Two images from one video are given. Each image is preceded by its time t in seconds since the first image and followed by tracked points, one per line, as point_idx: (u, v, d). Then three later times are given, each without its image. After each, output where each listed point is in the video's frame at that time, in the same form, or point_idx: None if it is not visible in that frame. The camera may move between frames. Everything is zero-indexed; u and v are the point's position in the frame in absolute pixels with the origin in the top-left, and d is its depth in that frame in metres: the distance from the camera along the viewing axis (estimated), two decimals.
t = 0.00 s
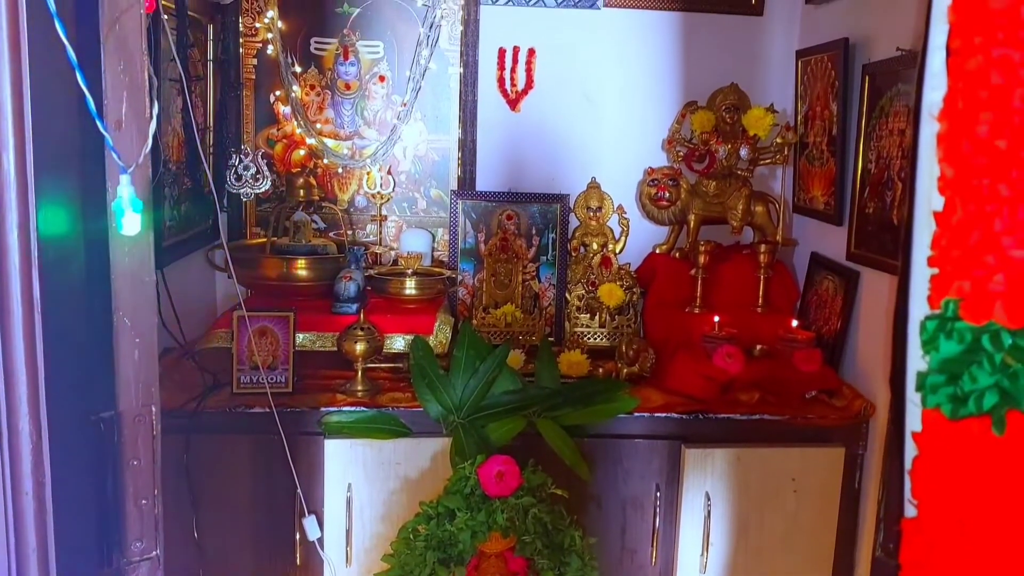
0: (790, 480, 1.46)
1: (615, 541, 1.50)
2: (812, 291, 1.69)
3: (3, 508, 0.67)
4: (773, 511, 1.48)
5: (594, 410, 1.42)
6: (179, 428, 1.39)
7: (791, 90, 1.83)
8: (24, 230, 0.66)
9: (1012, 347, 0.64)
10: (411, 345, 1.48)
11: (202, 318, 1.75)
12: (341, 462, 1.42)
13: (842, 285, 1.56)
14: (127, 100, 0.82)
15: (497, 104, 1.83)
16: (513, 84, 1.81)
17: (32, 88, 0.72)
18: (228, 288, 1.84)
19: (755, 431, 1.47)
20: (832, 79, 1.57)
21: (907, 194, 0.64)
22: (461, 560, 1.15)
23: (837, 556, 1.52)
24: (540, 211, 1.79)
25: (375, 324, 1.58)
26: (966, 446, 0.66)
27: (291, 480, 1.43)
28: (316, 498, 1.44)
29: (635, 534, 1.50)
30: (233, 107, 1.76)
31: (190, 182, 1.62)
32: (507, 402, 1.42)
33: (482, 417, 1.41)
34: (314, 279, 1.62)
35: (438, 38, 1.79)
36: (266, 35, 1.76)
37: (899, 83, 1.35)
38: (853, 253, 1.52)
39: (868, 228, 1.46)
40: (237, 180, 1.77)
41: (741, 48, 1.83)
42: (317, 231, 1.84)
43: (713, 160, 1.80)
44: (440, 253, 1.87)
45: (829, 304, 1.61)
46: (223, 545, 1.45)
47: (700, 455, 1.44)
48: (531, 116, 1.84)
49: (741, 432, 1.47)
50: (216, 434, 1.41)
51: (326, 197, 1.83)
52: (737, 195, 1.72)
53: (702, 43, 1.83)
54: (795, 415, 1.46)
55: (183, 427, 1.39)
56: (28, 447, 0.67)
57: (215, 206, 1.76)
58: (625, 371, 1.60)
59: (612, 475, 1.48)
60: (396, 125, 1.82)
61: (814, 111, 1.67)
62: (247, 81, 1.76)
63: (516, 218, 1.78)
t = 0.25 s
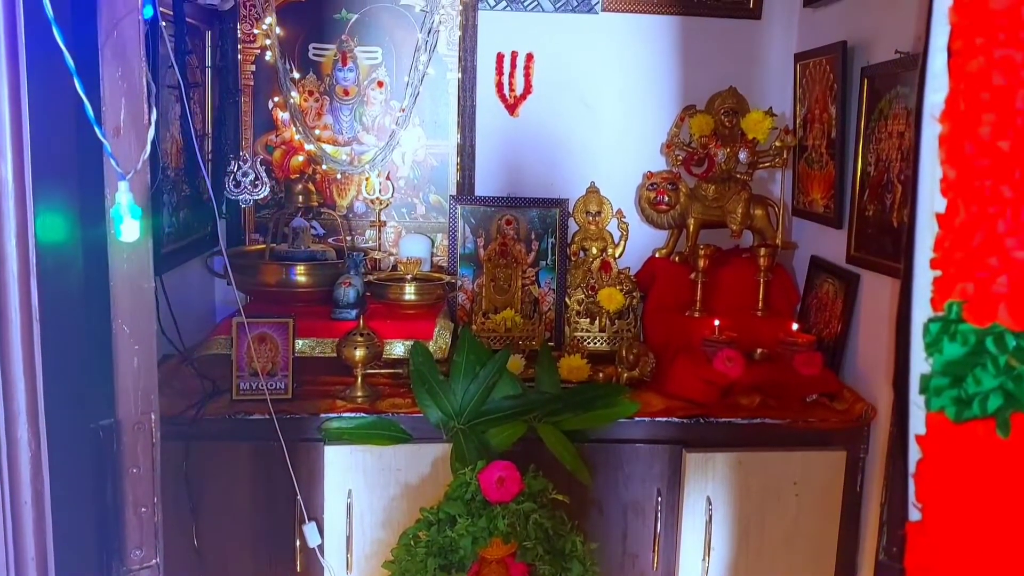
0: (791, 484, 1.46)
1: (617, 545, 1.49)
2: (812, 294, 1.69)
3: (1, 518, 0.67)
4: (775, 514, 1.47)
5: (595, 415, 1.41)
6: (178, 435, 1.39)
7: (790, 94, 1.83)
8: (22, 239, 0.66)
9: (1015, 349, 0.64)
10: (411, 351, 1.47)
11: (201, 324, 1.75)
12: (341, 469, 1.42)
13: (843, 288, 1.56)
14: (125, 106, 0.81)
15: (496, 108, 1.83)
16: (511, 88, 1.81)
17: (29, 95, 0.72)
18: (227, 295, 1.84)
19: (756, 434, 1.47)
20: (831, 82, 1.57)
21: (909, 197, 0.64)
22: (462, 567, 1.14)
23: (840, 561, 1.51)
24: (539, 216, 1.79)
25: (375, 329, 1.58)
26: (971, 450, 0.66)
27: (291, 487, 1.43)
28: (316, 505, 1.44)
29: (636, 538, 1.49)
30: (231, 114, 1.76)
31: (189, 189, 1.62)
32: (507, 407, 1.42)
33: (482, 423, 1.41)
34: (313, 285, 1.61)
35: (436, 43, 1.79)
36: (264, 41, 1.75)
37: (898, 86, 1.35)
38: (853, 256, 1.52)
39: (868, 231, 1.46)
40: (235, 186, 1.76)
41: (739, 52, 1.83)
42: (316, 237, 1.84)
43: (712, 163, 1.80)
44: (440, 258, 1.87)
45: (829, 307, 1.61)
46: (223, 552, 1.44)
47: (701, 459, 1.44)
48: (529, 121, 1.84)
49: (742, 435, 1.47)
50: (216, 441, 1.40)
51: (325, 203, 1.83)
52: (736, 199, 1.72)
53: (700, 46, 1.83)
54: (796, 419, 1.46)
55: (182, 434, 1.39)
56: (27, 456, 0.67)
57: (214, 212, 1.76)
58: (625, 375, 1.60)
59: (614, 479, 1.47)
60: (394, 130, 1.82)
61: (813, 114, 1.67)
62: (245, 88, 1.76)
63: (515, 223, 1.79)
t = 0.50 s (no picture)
0: (790, 486, 1.46)
1: (616, 547, 1.49)
2: (812, 296, 1.69)
3: None
4: (775, 516, 1.47)
5: (595, 416, 1.41)
6: (177, 435, 1.39)
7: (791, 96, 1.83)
8: (20, 237, 0.66)
9: (1019, 351, 0.64)
10: (410, 352, 1.47)
11: (200, 325, 1.75)
12: (340, 469, 1.41)
13: (843, 291, 1.56)
14: (124, 105, 0.81)
15: (496, 110, 1.82)
16: (512, 89, 1.81)
17: (28, 93, 0.72)
18: (226, 295, 1.84)
19: (756, 436, 1.47)
20: (832, 84, 1.57)
21: (913, 197, 0.65)
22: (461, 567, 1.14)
23: (839, 562, 1.52)
24: (538, 217, 1.79)
25: (374, 330, 1.58)
26: (972, 451, 0.66)
27: (290, 487, 1.42)
28: (315, 505, 1.43)
29: (635, 540, 1.49)
30: (231, 114, 1.76)
31: (188, 189, 1.62)
32: (506, 408, 1.41)
33: (481, 424, 1.40)
34: (313, 286, 1.61)
35: (436, 44, 1.79)
36: (264, 41, 1.75)
37: (899, 88, 1.35)
38: (853, 258, 1.52)
39: (868, 233, 1.46)
40: (235, 187, 1.76)
41: (739, 53, 1.83)
42: (316, 237, 1.83)
43: (713, 165, 1.80)
44: (439, 259, 1.87)
45: (829, 310, 1.61)
46: (222, 553, 1.44)
47: (700, 461, 1.44)
48: (529, 122, 1.83)
49: (742, 438, 1.47)
50: (215, 441, 1.40)
51: (325, 203, 1.83)
52: (736, 201, 1.72)
53: (701, 48, 1.83)
54: (797, 421, 1.46)
55: (181, 434, 1.39)
56: (25, 456, 0.67)
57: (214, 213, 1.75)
58: (624, 377, 1.59)
59: (613, 481, 1.47)
60: (394, 131, 1.82)
61: (814, 116, 1.67)
62: (245, 88, 1.76)
63: (515, 225, 1.79)
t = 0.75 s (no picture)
0: (793, 485, 1.46)
1: (619, 547, 1.49)
2: (814, 295, 1.69)
3: (4, 520, 0.67)
4: (777, 515, 1.47)
5: (597, 416, 1.41)
6: (179, 438, 1.39)
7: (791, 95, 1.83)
8: (23, 238, 0.66)
9: None
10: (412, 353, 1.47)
11: (202, 328, 1.75)
12: (343, 471, 1.41)
13: (845, 290, 1.56)
14: (126, 108, 0.81)
15: (496, 110, 1.82)
16: (511, 90, 1.81)
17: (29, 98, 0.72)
18: (227, 298, 1.84)
19: (758, 436, 1.47)
20: (832, 83, 1.57)
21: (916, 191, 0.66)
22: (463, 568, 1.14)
23: (842, 560, 1.52)
24: (538, 218, 1.80)
25: (376, 333, 1.58)
26: (975, 448, 0.66)
27: (292, 489, 1.43)
28: (318, 507, 1.43)
29: (638, 539, 1.49)
30: (231, 117, 1.76)
31: (189, 192, 1.62)
32: (506, 409, 1.42)
33: (482, 425, 1.40)
34: (314, 288, 1.61)
35: (436, 46, 1.79)
36: (263, 45, 1.75)
37: (899, 86, 1.36)
38: (857, 256, 1.51)
39: (869, 231, 1.46)
40: (235, 190, 1.73)
41: (738, 53, 1.83)
42: (316, 240, 1.83)
43: (713, 164, 1.80)
44: (440, 261, 1.87)
45: (830, 309, 1.61)
46: (226, 555, 1.44)
47: (702, 461, 1.44)
48: (529, 123, 1.84)
49: (744, 437, 1.47)
50: (217, 444, 1.40)
51: (325, 206, 1.83)
52: (736, 200, 1.72)
53: (700, 48, 1.83)
54: (799, 420, 1.46)
55: (183, 437, 1.39)
56: (29, 457, 0.67)
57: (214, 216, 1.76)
58: (626, 377, 1.59)
59: (615, 481, 1.47)
60: (394, 133, 1.82)
61: (814, 115, 1.67)
62: (245, 91, 1.76)
63: (515, 226, 1.79)
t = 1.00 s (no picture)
0: (791, 484, 1.46)
1: (618, 545, 1.49)
2: (813, 294, 1.69)
3: (6, 513, 0.67)
4: (777, 513, 1.47)
5: (597, 414, 1.41)
6: (180, 436, 1.39)
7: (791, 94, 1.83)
8: (24, 232, 0.66)
9: (1023, 343, 0.64)
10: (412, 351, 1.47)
11: (202, 326, 1.75)
12: (343, 469, 1.42)
13: (845, 289, 1.56)
14: (126, 103, 0.82)
15: (496, 109, 1.83)
16: (512, 89, 1.82)
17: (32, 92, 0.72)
18: (227, 297, 1.84)
19: (758, 434, 1.47)
20: (833, 82, 1.58)
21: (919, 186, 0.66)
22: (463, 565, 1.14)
23: (841, 559, 1.52)
24: (538, 217, 1.80)
25: (376, 331, 1.58)
26: (976, 443, 0.66)
27: (292, 486, 1.43)
28: (318, 504, 1.43)
29: (637, 537, 1.49)
30: (231, 115, 1.76)
31: (189, 190, 1.62)
32: (507, 408, 1.42)
33: (483, 423, 1.41)
34: (314, 287, 1.61)
35: (436, 44, 1.79)
36: (263, 43, 1.76)
37: (901, 84, 1.36)
38: (858, 255, 1.51)
39: (869, 230, 1.47)
40: (236, 188, 1.76)
41: (738, 52, 1.83)
42: (316, 238, 1.84)
43: (713, 164, 1.80)
44: (440, 260, 1.87)
45: (830, 308, 1.61)
46: (226, 553, 1.44)
47: (701, 460, 1.44)
48: (529, 122, 1.84)
49: (744, 435, 1.47)
50: (218, 442, 1.40)
51: (325, 204, 1.83)
52: (737, 200, 1.73)
53: (700, 48, 1.83)
54: (799, 419, 1.46)
55: (184, 435, 1.39)
56: (31, 450, 0.67)
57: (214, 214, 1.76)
58: (626, 376, 1.59)
59: (615, 480, 1.47)
60: (394, 131, 1.82)
61: (815, 114, 1.67)
62: (245, 89, 1.76)
63: (515, 225, 1.79)
